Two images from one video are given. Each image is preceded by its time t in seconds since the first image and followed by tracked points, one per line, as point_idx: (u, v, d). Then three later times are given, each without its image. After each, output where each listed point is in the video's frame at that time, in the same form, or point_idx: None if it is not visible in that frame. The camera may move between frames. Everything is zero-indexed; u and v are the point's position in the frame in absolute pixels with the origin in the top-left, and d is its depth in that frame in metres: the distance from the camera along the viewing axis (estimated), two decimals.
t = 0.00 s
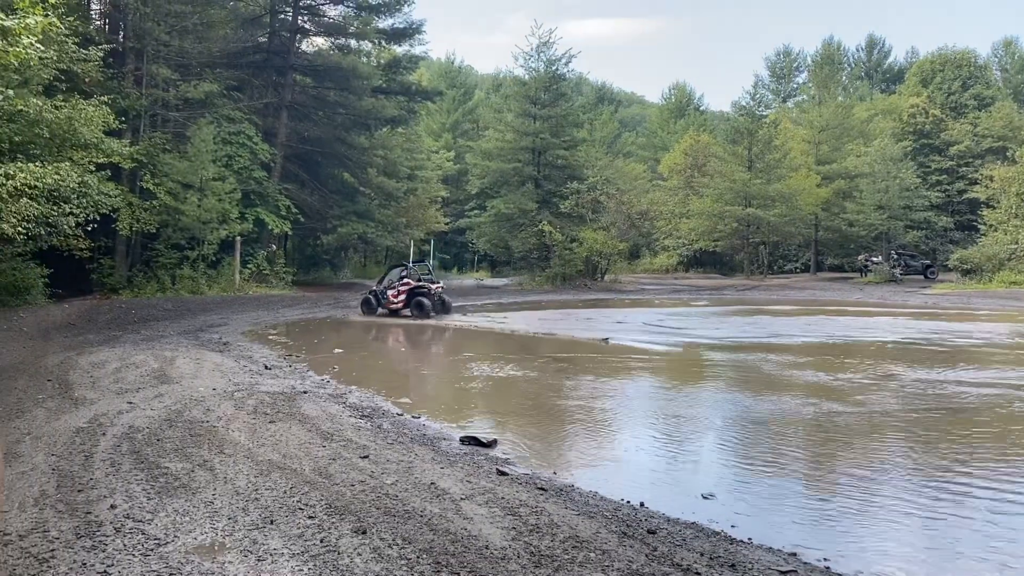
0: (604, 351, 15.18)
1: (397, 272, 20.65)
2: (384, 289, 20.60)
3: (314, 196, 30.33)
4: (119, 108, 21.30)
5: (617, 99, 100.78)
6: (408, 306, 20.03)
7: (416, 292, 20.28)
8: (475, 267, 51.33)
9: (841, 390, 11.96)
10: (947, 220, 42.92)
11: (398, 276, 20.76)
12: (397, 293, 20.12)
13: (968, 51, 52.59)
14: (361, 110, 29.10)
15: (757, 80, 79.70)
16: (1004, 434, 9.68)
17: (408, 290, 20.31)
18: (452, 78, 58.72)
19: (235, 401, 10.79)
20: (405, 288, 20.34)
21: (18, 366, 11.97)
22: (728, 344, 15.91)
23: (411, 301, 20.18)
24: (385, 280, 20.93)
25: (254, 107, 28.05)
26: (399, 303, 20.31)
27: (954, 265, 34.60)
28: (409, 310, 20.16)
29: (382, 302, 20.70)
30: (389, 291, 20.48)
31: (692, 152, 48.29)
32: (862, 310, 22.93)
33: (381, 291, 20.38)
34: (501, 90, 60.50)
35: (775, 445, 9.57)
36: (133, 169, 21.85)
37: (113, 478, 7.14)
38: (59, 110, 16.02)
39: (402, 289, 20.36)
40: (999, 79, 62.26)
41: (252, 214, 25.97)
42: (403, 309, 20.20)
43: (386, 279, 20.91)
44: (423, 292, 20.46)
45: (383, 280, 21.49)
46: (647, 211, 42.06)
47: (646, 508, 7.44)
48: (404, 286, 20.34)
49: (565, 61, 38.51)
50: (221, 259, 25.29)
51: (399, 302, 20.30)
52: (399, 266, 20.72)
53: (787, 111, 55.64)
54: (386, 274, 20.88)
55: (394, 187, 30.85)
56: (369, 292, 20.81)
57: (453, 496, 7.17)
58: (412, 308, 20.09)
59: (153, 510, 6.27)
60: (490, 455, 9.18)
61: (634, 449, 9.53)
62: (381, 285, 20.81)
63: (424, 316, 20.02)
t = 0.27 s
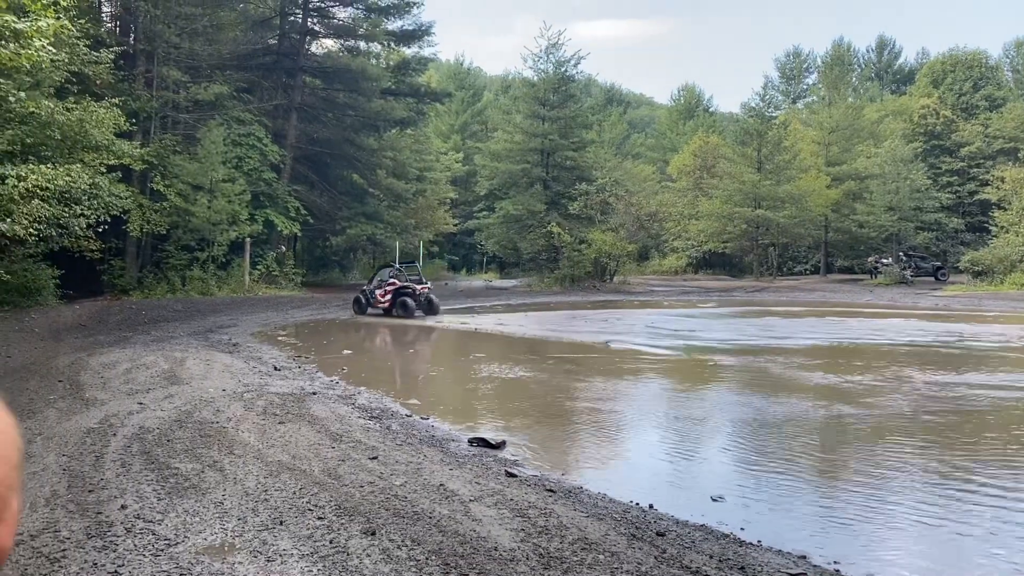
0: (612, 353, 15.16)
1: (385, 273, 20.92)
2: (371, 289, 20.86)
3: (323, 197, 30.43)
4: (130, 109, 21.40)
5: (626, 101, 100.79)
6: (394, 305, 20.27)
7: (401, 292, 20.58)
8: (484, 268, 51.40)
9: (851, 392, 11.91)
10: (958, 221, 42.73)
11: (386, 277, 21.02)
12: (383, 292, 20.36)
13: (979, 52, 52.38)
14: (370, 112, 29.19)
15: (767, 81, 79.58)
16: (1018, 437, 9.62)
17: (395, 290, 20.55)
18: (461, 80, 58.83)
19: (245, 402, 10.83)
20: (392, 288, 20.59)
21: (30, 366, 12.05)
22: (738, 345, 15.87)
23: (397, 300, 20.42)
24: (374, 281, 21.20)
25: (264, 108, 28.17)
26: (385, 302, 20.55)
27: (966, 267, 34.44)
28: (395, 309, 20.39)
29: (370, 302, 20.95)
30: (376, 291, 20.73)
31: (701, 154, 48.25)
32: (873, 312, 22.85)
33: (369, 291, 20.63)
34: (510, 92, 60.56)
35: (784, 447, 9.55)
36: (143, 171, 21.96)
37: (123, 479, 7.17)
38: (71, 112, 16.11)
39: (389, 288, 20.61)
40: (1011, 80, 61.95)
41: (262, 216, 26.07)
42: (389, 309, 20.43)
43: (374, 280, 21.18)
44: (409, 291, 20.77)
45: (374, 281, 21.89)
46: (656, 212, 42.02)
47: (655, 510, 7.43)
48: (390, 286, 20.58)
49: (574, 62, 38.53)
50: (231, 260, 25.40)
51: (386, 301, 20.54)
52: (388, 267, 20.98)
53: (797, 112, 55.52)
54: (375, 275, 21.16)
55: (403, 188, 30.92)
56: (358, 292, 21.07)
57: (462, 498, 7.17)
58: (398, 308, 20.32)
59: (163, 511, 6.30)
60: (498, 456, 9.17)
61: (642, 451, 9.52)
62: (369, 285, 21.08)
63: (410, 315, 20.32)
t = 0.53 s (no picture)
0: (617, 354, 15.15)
1: (373, 273, 21.39)
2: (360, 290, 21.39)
3: (329, 199, 30.48)
4: (137, 110, 21.48)
5: (632, 102, 100.77)
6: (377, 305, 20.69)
7: (387, 291, 20.96)
8: (489, 269, 51.46)
9: (858, 394, 11.89)
10: (965, 223, 42.64)
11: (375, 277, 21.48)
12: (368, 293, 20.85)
13: (987, 53, 52.27)
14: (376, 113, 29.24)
15: (774, 82, 79.55)
16: None
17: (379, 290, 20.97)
18: (467, 81, 58.92)
19: (251, 402, 10.84)
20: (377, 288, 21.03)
21: (37, 366, 12.08)
22: (744, 347, 15.85)
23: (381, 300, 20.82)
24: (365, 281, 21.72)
25: (270, 110, 28.24)
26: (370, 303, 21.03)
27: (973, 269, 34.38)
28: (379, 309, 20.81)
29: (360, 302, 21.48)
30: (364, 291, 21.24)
31: (707, 155, 48.22)
32: (881, 313, 22.80)
33: (356, 291, 21.19)
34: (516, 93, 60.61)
35: (789, 448, 9.54)
36: (150, 172, 22.03)
37: (130, 479, 7.19)
38: (78, 113, 16.16)
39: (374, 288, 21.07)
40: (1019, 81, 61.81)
41: (267, 217, 26.14)
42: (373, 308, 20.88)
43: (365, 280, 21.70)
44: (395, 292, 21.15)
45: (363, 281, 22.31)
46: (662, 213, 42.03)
47: (660, 512, 7.42)
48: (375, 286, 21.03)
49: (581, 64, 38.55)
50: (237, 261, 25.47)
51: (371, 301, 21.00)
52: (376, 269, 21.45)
53: (804, 113, 55.47)
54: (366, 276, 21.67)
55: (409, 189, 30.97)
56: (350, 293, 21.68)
57: (467, 499, 7.18)
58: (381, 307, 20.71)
59: (170, 510, 6.31)
60: (504, 457, 9.18)
61: (647, 452, 9.53)
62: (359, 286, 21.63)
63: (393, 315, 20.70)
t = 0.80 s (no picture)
0: (620, 355, 15.14)
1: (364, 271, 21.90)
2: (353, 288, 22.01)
3: (332, 199, 30.50)
4: (141, 110, 21.52)
5: (635, 103, 100.65)
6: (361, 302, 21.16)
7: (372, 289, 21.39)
8: (492, 270, 51.47)
9: (861, 396, 11.88)
10: (969, 225, 42.56)
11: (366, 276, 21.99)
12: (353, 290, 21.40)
13: (992, 55, 52.18)
14: (380, 113, 29.24)
15: (778, 83, 79.47)
16: None
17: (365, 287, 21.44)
18: (471, 81, 58.95)
19: (255, 401, 10.85)
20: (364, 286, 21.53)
21: (41, 365, 12.10)
22: (748, 349, 15.82)
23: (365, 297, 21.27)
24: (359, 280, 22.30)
25: (274, 109, 28.26)
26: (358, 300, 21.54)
27: (977, 271, 34.31)
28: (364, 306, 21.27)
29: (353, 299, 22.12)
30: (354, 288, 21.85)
31: (711, 156, 48.17)
32: (886, 315, 22.76)
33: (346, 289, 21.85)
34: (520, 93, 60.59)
35: (792, 449, 9.55)
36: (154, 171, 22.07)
37: (134, 477, 7.21)
38: (83, 113, 16.19)
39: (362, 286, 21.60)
40: None
41: (271, 216, 26.17)
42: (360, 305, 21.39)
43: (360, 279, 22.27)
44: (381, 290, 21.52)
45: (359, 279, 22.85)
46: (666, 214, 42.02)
47: (664, 513, 7.42)
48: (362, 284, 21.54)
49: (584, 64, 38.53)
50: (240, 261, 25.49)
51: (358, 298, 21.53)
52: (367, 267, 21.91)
53: (809, 115, 55.40)
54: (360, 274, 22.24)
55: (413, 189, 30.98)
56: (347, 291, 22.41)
57: (471, 499, 7.18)
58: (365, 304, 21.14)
59: (173, 509, 6.33)
60: (507, 458, 9.18)
61: (650, 452, 9.53)
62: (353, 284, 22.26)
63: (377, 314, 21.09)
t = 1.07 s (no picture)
0: (622, 356, 15.14)
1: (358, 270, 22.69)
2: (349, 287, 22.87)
3: (335, 199, 30.51)
4: (144, 110, 21.57)
5: (637, 105, 100.71)
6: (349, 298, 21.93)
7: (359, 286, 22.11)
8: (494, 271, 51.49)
9: (863, 398, 11.88)
10: (972, 227, 42.56)
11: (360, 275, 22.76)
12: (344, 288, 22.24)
13: (994, 57, 52.21)
14: (382, 114, 29.25)
15: (780, 85, 79.53)
16: None
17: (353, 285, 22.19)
18: (473, 82, 59.02)
19: (257, 401, 10.86)
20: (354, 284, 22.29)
21: (44, 365, 12.12)
22: (749, 350, 15.82)
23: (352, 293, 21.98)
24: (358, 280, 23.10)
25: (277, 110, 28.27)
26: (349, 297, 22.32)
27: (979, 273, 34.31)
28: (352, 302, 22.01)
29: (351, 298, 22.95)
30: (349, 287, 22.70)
31: (713, 157, 48.19)
32: (888, 317, 22.76)
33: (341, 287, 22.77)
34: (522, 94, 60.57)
35: (793, 451, 9.56)
36: (157, 171, 22.09)
37: (136, 477, 7.22)
38: (87, 113, 16.22)
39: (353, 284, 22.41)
40: None
41: (273, 217, 26.20)
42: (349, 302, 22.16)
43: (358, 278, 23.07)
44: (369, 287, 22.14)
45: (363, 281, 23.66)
46: (667, 216, 42.05)
47: (665, 514, 7.42)
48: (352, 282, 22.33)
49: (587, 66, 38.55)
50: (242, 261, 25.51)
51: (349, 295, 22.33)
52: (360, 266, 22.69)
53: (811, 116, 55.43)
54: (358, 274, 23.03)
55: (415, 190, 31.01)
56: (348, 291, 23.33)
57: (472, 499, 7.18)
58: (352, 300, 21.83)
59: (176, 508, 6.34)
60: (508, 458, 9.19)
61: (651, 454, 9.53)
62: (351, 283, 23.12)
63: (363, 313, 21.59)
